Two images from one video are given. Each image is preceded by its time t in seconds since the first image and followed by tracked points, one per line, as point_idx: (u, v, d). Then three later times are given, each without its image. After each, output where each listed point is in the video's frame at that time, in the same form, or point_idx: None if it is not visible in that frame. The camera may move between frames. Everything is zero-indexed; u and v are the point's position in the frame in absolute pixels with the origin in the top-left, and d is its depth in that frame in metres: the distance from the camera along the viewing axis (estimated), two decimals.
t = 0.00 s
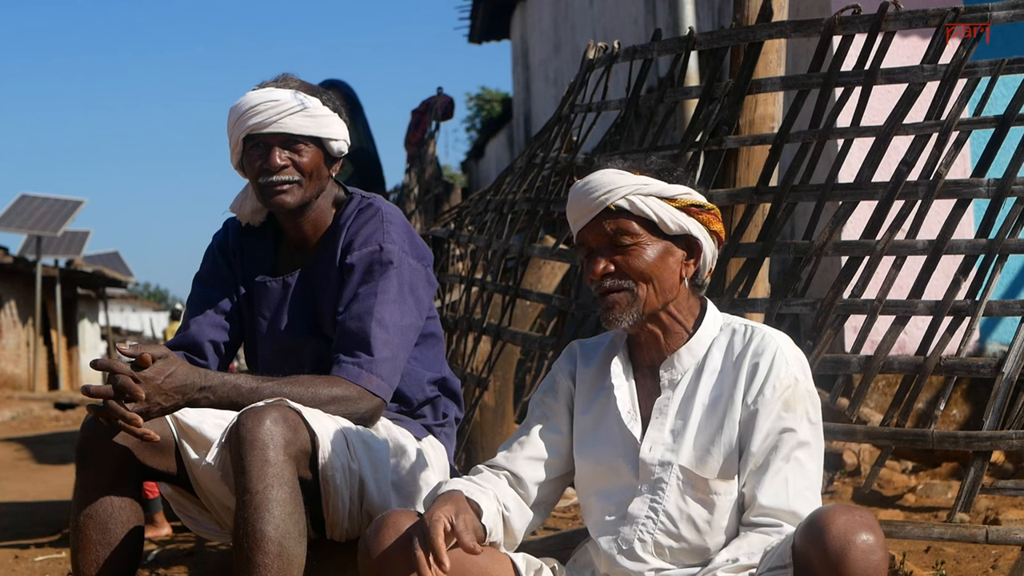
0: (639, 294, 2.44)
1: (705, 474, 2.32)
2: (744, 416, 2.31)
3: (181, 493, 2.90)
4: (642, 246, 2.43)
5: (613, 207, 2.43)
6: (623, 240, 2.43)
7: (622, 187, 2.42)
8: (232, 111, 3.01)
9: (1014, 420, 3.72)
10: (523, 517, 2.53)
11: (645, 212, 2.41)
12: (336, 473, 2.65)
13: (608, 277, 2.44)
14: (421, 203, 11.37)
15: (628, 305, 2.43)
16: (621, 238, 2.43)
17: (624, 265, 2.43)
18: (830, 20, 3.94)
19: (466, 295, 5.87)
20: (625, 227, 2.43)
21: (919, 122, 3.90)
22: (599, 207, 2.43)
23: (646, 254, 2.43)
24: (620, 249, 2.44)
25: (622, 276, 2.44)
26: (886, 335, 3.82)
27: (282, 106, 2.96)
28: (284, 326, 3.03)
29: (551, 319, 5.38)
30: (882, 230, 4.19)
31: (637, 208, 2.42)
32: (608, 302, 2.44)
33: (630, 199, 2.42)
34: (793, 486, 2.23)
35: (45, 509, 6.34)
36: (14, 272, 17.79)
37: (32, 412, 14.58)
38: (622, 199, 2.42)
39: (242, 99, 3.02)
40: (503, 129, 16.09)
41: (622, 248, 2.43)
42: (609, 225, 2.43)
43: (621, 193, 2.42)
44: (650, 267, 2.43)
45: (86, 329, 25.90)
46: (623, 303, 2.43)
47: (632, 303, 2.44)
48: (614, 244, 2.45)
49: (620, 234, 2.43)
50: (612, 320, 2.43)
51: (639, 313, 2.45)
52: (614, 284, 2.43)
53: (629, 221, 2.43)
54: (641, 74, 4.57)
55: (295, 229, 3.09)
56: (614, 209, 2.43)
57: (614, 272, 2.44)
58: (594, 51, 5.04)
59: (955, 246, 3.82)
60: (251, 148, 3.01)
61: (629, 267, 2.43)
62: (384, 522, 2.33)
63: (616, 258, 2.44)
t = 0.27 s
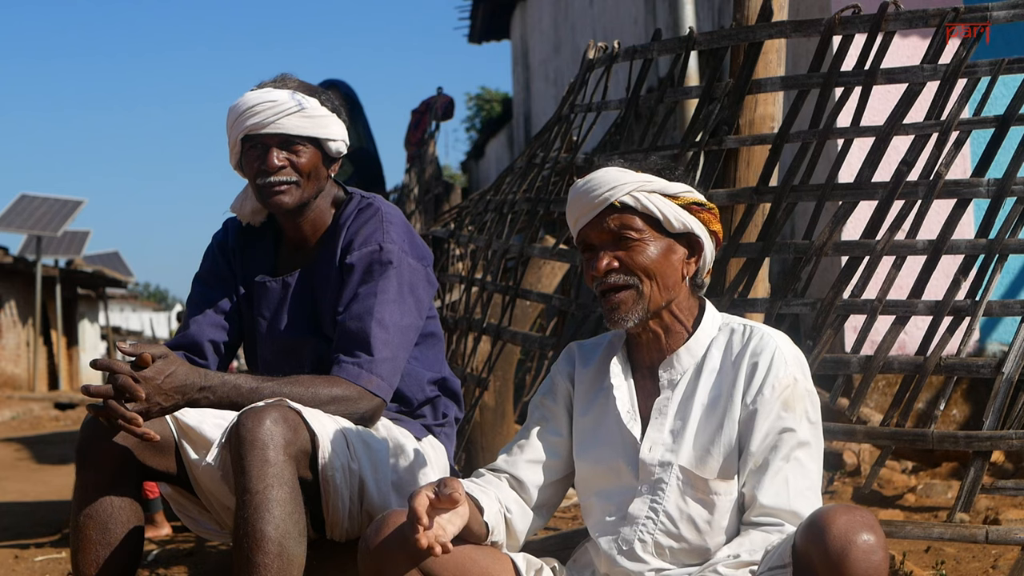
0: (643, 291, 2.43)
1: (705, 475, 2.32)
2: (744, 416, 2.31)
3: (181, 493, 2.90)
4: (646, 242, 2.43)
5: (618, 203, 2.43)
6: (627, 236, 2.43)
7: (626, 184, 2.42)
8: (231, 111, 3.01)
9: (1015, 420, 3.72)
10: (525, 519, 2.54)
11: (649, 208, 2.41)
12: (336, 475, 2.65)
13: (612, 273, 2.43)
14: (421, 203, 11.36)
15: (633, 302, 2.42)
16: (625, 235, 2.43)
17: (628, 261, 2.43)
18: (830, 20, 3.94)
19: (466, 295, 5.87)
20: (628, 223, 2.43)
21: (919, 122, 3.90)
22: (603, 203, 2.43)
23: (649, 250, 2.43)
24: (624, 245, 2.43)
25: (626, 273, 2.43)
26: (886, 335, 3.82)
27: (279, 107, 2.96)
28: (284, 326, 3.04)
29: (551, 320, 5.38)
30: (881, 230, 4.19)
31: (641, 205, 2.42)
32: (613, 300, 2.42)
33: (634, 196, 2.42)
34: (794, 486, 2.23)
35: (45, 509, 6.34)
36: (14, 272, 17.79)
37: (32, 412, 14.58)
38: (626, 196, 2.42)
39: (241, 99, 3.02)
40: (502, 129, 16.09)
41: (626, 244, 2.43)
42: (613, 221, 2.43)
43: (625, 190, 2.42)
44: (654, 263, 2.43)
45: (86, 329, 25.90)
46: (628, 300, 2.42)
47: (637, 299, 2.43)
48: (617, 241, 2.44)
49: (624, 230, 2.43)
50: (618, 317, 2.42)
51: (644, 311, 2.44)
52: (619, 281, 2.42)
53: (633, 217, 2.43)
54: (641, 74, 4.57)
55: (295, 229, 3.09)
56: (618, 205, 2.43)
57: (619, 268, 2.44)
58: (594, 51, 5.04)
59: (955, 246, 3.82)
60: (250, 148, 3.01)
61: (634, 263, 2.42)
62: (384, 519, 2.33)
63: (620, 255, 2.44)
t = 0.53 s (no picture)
0: (635, 303, 2.43)
1: (704, 474, 2.32)
2: (743, 415, 2.31)
3: (181, 493, 2.90)
4: (635, 255, 2.42)
5: (603, 218, 2.41)
6: (615, 253, 2.41)
7: (609, 198, 2.40)
8: (229, 111, 3.01)
9: (1014, 420, 3.72)
10: (530, 514, 2.55)
11: (633, 222, 2.39)
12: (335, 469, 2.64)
13: (603, 289, 2.43)
14: (421, 203, 11.37)
15: (624, 315, 2.43)
16: (613, 251, 2.42)
17: (617, 276, 2.42)
18: (830, 20, 3.94)
19: (466, 295, 5.87)
20: (615, 239, 2.41)
21: (919, 122, 3.90)
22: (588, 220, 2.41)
23: (639, 263, 2.42)
24: (612, 261, 2.42)
25: (616, 288, 2.43)
26: (886, 335, 3.81)
27: (277, 107, 2.96)
28: (284, 326, 3.04)
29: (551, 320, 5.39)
30: (881, 230, 4.19)
31: (626, 219, 2.40)
32: (605, 314, 2.44)
33: (617, 210, 2.40)
34: (794, 485, 2.23)
35: (45, 509, 6.34)
36: (14, 272, 17.79)
37: (32, 412, 14.57)
38: (609, 211, 2.40)
39: (239, 100, 3.02)
40: (503, 129, 16.09)
41: (614, 260, 2.42)
42: (599, 238, 2.42)
43: (608, 205, 2.40)
44: (644, 276, 2.42)
45: (86, 329, 25.91)
46: (619, 313, 2.43)
47: (629, 312, 2.44)
48: (606, 256, 2.43)
49: (611, 246, 2.42)
50: (610, 330, 2.43)
51: (636, 322, 2.45)
52: (610, 297, 2.43)
53: (620, 233, 2.41)
54: (641, 74, 4.57)
55: (294, 229, 3.09)
56: (603, 220, 2.42)
57: (609, 284, 2.43)
58: (594, 51, 5.03)
59: (955, 246, 3.82)
60: (247, 149, 3.01)
61: (623, 278, 2.42)
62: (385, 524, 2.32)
63: (609, 270, 2.43)
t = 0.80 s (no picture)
0: (626, 301, 2.43)
1: (700, 474, 2.32)
2: (738, 415, 2.31)
3: (181, 494, 2.90)
4: (626, 253, 2.42)
5: (593, 215, 2.42)
6: (605, 250, 2.42)
7: (598, 196, 2.41)
8: (231, 111, 3.01)
9: (1014, 420, 3.72)
10: (525, 512, 2.55)
11: (623, 219, 2.40)
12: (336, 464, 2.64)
13: (594, 285, 2.44)
14: (421, 203, 11.36)
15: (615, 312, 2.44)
16: (604, 248, 2.42)
17: (608, 274, 2.42)
18: (831, 20, 3.94)
19: (466, 295, 5.87)
20: (606, 236, 2.42)
21: (919, 122, 3.90)
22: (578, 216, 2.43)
23: (629, 260, 2.42)
24: (602, 258, 2.43)
25: (607, 284, 2.43)
26: (886, 335, 3.81)
27: (282, 104, 2.96)
28: (284, 326, 3.04)
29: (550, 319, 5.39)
30: (881, 230, 4.19)
31: (615, 215, 2.41)
32: (597, 311, 2.44)
33: (607, 206, 2.41)
34: (790, 484, 2.23)
35: (45, 509, 6.34)
36: (14, 272, 17.79)
37: (32, 412, 14.57)
38: (599, 207, 2.41)
39: (241, 99, 3.02)
40: (503, 129, 16.09)
41: (605, 257, 2.43)
42: (590, 235, 2.43)
43: (598, 202, 2.40)
44: (634, 272, 2.42)
45: (86, 329, 25.91)
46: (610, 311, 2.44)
47: (620, 310, 2.44)
48: (597, 253, 2.44)
49: (603, 243, 2.42)
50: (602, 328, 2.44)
51: (627, 320, 2.45)
52: (600, 293, 2.43)
53: (610, 230, 2.42)
54: (641, 74, 4.57)
55: (296, 229, 3.09)
56: (593, 218, 2.42)
57: (600, 281, 2.44)
58: (594, 51, 5.03)
59: (955, 246, 3.82)
60: (251, 147, 3.01)
61: (614, 275, 2.42)
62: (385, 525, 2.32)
63: (600, 268, 2.43)
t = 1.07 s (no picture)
0: (638, 289, 2.44)
1: (702, 473, 2.32)
2: (741, 414, 2.31)
3: (181, 494, 2.90)
4: (641, 241, 2.44)
5: (612, 202, 2.44)
6: (622, 236, 2.43)
7: (619, 183, 2.44)
8: (231, 111, 3.00)
9: (1014, 420, 3.72)
10: (528, 517, 2.54)
11: (643, 208, 2.42)
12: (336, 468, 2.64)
13: (607, 272, 2.44)
14: (421, 203, 11.36)
15: (627, 299, 2.43)
16: (620, 234, 2.44)
17: (623, 260, 2.44)
18: (830, 20, 3.94)
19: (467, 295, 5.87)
20: (623, 222, 2.44)
21: (919, 122, 3.90)
22: (597, 203, 2.44)
23: (644, 249, 2.44)
24: (618, 244, 2.44)
25: (621, 271, 2.44)
26: (886, 335, 3.82)
27: (283, 104, 2.96)
28: (284, 326, 3.04)
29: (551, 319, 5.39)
30: (881, 230, 4.19)
31: (636, 204, 2.43)
32: (607, 297, 2.44)
33: (628, 194, 2.43)
34: (792, 483, 2.23)
35: (44, 509, 6.34)
36: (14, 272, 17.79)
37: (32, 412, 14.57)
38: (620, 195, 2.43)
39: (241, 99, 3.02)
40: (503, 129, 16.09)
41: (620, 243, 2.44)
42: (607, 221, 2.44)
43: (619, 189, 2.43)
44: (648, 262, 2.43)
45: (86, 329, 25.91)
46: (622, 298, 2.43)
47: (631, 298, 2.44)
48: (612, 240, 2.45)
49: (619, 230, 2.44)
50: (612, 315, 2.42)
51: (638, 308, 2.44)
52: (614, 279, 2.43)
53: (628, 217, 2.44)
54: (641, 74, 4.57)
55: (296, 228, 3.09)
56: (612, 205, 2.44)
57: (613, 268, 2.44)
58: (594, 51, 5.03)
59: (955, 246, 3.82)
60: (252, 147, 3.01)
61: (628, 262, 2.43)
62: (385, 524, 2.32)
63: (615, 255, 2.44)
